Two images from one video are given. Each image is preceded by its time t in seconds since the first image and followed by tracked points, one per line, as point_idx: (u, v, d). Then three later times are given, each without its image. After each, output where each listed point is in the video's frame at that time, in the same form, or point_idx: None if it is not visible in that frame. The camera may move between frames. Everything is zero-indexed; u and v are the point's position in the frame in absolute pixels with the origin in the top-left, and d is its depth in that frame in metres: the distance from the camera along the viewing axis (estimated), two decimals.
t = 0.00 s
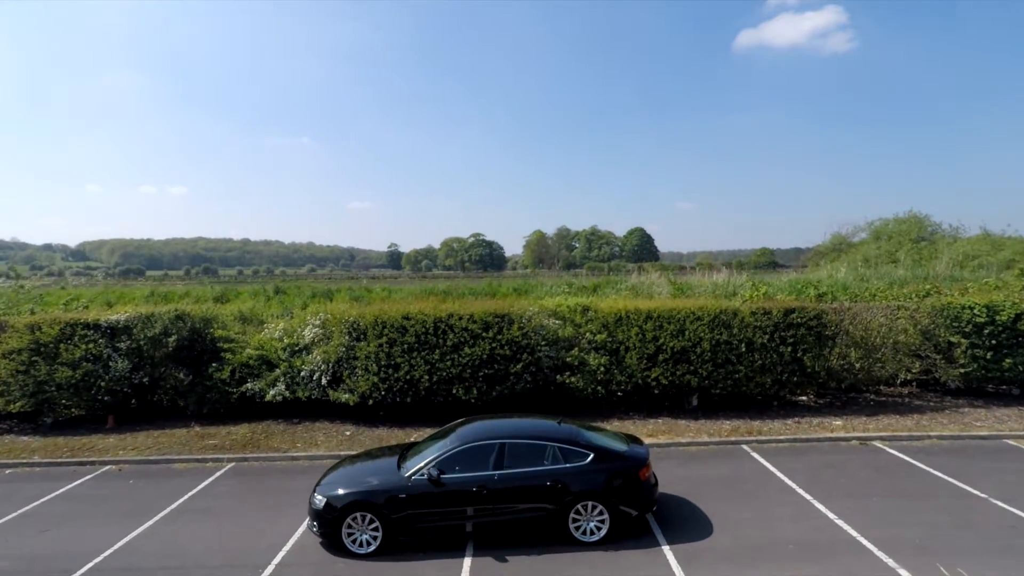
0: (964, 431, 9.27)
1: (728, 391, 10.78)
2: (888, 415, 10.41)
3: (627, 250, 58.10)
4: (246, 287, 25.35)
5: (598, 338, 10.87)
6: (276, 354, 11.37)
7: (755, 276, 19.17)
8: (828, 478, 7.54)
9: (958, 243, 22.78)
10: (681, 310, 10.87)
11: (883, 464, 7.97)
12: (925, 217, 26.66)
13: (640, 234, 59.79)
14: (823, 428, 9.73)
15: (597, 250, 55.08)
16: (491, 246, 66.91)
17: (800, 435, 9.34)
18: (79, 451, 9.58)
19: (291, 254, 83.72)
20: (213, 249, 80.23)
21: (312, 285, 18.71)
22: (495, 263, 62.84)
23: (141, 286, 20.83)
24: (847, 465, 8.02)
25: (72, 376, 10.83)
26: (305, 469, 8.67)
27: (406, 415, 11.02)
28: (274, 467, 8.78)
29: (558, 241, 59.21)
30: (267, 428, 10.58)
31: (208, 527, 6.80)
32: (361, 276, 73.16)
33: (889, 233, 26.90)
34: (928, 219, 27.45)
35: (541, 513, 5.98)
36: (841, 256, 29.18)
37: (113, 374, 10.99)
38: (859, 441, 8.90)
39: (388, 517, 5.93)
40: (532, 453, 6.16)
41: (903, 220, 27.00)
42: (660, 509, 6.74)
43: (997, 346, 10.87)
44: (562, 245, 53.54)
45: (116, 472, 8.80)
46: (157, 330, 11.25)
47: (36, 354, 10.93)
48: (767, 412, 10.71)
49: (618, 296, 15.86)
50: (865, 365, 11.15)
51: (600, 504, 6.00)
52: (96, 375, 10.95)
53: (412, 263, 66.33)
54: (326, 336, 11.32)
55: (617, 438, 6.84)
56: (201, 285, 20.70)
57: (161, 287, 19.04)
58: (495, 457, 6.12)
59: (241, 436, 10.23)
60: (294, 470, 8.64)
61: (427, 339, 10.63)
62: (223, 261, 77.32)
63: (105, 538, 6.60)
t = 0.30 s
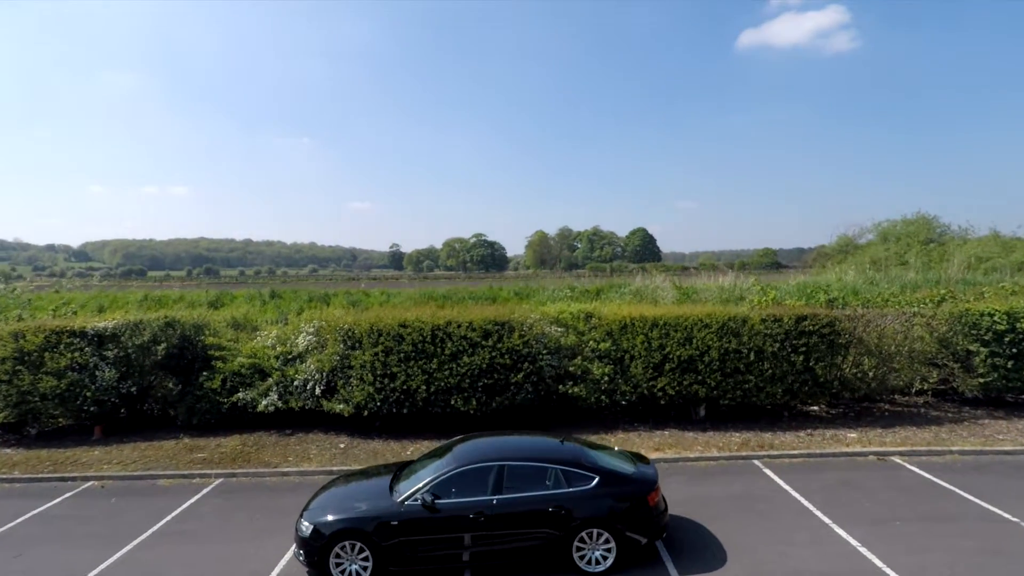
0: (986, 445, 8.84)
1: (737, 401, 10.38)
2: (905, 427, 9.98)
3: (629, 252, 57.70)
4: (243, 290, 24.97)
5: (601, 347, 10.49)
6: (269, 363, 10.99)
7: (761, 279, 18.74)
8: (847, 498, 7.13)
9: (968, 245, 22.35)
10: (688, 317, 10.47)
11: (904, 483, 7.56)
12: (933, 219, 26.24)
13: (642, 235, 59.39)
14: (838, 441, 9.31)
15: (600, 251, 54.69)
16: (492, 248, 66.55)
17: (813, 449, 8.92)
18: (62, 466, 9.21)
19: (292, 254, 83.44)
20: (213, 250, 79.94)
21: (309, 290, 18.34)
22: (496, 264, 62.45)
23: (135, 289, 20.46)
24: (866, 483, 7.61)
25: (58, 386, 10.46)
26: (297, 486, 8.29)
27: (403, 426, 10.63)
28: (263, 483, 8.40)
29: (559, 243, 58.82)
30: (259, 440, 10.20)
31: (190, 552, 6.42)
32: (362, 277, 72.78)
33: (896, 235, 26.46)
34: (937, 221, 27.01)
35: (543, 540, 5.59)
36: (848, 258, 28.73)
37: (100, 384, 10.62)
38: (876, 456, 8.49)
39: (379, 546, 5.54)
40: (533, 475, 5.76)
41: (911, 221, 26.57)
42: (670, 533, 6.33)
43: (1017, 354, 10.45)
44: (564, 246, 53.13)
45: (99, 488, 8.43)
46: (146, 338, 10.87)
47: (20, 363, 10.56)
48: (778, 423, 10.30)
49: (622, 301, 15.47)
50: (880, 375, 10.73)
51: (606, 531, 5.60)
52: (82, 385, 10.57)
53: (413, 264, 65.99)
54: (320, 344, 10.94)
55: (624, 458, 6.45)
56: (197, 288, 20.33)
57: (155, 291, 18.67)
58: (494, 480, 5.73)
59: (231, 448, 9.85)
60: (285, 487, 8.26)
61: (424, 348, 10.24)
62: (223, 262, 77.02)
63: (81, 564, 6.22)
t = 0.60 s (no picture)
0: (1009, 459, 8.45)
1: (746, 412, 10.00)
2: (920, 439, 9.59)
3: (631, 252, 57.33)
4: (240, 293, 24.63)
5: (604, 355, 10.14)
6: (261, 371, 10.64)
7: (767, 282, 18.35)
8: (865, 519, 6.75)
9: (978, 247, 21.95)
10: (694, 324, 10.10)
11: (924, 502, 7.18)
12: (940, 220, 25.85)
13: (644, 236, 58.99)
14: (852, 454, 8.93)
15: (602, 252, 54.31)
16: (493, 248, 66.22)
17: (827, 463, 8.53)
18: (43, 480, 8.84)
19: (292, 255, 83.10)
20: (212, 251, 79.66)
21: (305, 294, 17.99)
22: (497, 265, 62.12)
23: (129, 292, 20.09)
24: (885, 501, 7.23)
25: (42, 396, 10.10)
26: (286, 503, 7.91)
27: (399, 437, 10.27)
28: (252, 500, 8.04)
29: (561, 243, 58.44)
30: (250, 452, 9.84)
31: None
32: (362, 279, 72.42)
33: (903, 236, 26.07)
34: (944, 223, 26.61)
35: (544, 570, 5.22)
36: (853, 260, 28.34)
37: (85, 394, 10.26)
38: (893, 472, 8.11)
39: None
40: (533, 500, 5.39)
41: (918, 223, 26.18)
42: (680, 559, 5.96)
43: None
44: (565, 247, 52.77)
45: (80, 505, 8.07)
46: (133, 345, 10.52)
47: (3, 372, 10.21)
48: (788, 434, 9.92)
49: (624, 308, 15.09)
50: (894, 384, 10.33)
51: (611, 560, 5.24)
52: (67, 395, 10.21)
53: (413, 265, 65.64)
54: (314, 352, 10.59)
55: (630, 479, 6.09)
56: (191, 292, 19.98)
57: (148, 295, 18.33)
58: (491, 505, 5.36)
59: (221, 461, 9.49)
60: (274, 505, 7.89)
61: (421, 356, 9.88)
62: (222, 263, 76.38)
63: None
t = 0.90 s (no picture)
0: None
1: (754, 424, 9.62)
2: (936, 453, 9.20)
3: (632, 253, 56.95)
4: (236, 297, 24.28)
5: (606, 365, 9.76)
6: (250, 382, 10.26)
7: (772, 286, 17.98)
8: (884, 544, 6.37)
9: (986, 249, 21.57)
10: (700, 333, 9.72)
11: (946, 524, 6.80)
12: (946, 222, 25.48)
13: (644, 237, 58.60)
14: (866, 470, 8.53)
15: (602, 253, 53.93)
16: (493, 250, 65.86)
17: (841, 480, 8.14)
18: (20, 498, 8.45)
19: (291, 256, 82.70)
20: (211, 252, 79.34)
21: (300, 298, 17.61)
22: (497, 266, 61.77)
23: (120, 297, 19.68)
24: (905, 523, 6.84)
25: (22, 408, 9.72)
26: (273, 524, 7.52)
27: (394, 450, 9.87)
28: (238, 521, 7.66)
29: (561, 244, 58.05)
30: (237, 467, 9.45)
31: None
32: (362, 280, 72.05)
33: (908, 238, 25.71)
34: (950, 224, 26.24)
35: None
36: (857, 263, 27.99)
37: (67, 406, 9.87)
38: (911, 490, 7.72)
39: None
40: (532, 531, 5.01)
41: (923, 224, 25.82)
42: None
43: None
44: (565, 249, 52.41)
45: (57, 526, 7.69)
46: (117, 355, 10.14)
47: None
48: (798, 447, 9.53)
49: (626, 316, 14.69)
50: (908, 395, 9.93)
51: None
52: (49, 407, 9.83)
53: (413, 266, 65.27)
54: (305, 362, 10.20)
55: (635, 503, 5.72)
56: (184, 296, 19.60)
57: (140, 300, 17.97)
58: (487, 538, 4.98)
59: (207, 477, 9.10)
60: (260, 526, 7.50)
61: (416, 367, 9.50)
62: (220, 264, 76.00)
63: None
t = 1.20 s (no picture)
0: None
1: (762, 439, 9.23)
2: (954, 468, 8.80)
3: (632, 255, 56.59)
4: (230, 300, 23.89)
5: (608, 377, 9.38)
6: (238, 394, 9.86)
7: (776, 290, 17.60)
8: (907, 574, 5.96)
9: (993, 252, 21.21)
10: (705, 343, 9.34)
11: (970, 551, 6.40)
12: (951, 224, 25.13)
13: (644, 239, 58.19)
14: (882, 488, 8.13)
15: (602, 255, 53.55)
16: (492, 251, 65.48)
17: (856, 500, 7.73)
18: None
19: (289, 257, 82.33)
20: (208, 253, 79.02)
21: (293, 303, 17.23)
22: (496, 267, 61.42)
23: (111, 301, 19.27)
24: (927, 550, 6.43)
25: None
26: (257, 550, 7.11)
27: (387, 466, 9.47)
28: (221, 545, 7.26)
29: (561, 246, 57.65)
30: (224, 484, 9.05)
31: None
32: (361, 281, 71.72)
33: (913, 240, 25.36)
34: (955, 226, 25.89)
35: None
36: (861, 266, 27.65)
37: (46, 419, 9.45)
38: (931, 512, 7.32)
39: None
40: (530, 570, 4.60)
41: (928, 227, 25.47)
42: None
43: None
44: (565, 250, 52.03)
45: (30, 551, 7.29)
46: (99, 366, 9.74)
47: None
48: (808, 462, 9.14)
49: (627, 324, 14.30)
50: (922, 408, 9.53)
51: None
52: (27, 421, 9.41)
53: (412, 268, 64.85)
54: (294, 373, 9.80)
55: (637, 532, 5.32)
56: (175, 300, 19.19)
57: (129, 304, 17.56)
58: None
59: (191, 494, 8.70)
60: (244, 551, 7.09)
61: (410, 379, 9.11)
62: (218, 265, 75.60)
63: None
